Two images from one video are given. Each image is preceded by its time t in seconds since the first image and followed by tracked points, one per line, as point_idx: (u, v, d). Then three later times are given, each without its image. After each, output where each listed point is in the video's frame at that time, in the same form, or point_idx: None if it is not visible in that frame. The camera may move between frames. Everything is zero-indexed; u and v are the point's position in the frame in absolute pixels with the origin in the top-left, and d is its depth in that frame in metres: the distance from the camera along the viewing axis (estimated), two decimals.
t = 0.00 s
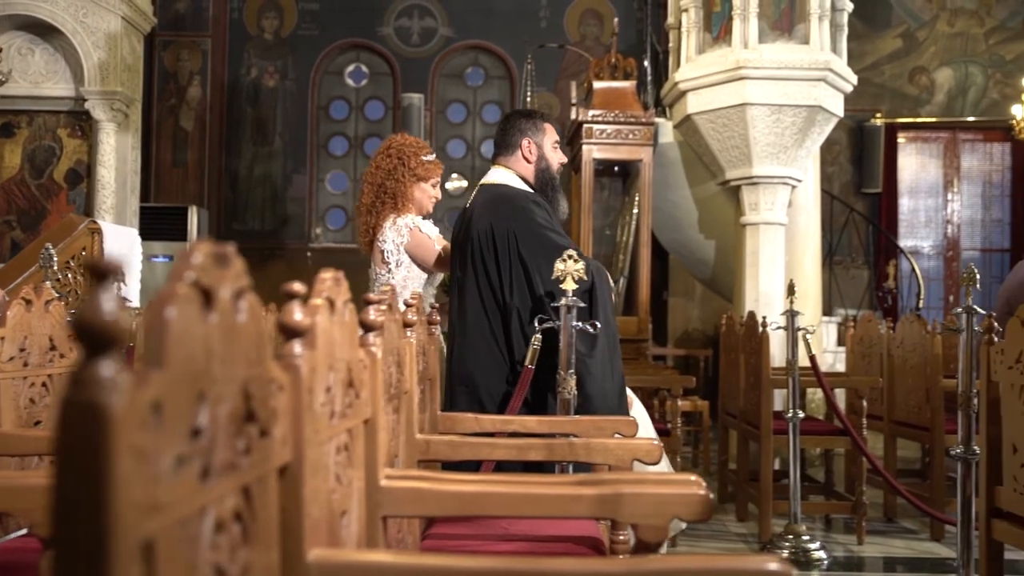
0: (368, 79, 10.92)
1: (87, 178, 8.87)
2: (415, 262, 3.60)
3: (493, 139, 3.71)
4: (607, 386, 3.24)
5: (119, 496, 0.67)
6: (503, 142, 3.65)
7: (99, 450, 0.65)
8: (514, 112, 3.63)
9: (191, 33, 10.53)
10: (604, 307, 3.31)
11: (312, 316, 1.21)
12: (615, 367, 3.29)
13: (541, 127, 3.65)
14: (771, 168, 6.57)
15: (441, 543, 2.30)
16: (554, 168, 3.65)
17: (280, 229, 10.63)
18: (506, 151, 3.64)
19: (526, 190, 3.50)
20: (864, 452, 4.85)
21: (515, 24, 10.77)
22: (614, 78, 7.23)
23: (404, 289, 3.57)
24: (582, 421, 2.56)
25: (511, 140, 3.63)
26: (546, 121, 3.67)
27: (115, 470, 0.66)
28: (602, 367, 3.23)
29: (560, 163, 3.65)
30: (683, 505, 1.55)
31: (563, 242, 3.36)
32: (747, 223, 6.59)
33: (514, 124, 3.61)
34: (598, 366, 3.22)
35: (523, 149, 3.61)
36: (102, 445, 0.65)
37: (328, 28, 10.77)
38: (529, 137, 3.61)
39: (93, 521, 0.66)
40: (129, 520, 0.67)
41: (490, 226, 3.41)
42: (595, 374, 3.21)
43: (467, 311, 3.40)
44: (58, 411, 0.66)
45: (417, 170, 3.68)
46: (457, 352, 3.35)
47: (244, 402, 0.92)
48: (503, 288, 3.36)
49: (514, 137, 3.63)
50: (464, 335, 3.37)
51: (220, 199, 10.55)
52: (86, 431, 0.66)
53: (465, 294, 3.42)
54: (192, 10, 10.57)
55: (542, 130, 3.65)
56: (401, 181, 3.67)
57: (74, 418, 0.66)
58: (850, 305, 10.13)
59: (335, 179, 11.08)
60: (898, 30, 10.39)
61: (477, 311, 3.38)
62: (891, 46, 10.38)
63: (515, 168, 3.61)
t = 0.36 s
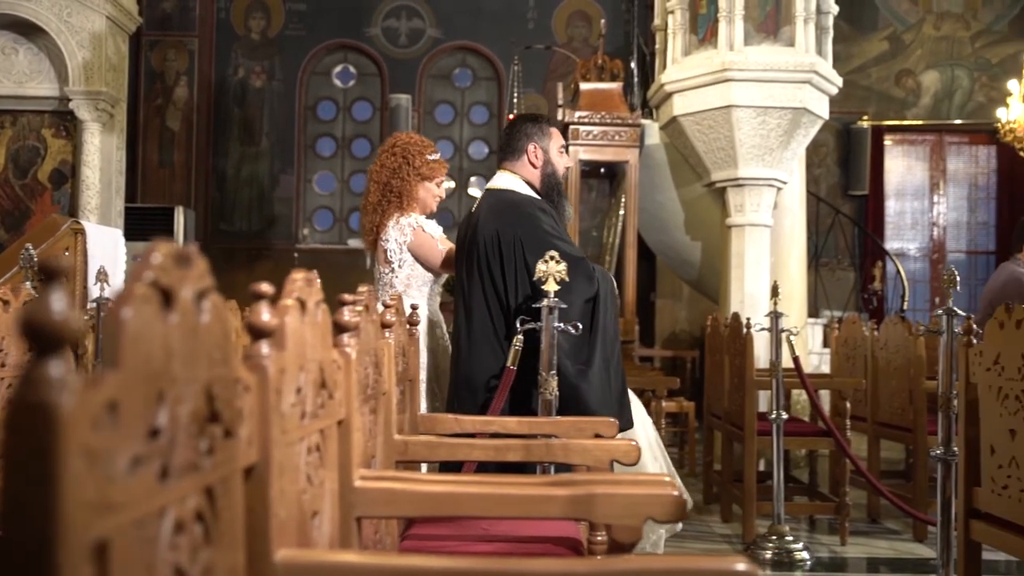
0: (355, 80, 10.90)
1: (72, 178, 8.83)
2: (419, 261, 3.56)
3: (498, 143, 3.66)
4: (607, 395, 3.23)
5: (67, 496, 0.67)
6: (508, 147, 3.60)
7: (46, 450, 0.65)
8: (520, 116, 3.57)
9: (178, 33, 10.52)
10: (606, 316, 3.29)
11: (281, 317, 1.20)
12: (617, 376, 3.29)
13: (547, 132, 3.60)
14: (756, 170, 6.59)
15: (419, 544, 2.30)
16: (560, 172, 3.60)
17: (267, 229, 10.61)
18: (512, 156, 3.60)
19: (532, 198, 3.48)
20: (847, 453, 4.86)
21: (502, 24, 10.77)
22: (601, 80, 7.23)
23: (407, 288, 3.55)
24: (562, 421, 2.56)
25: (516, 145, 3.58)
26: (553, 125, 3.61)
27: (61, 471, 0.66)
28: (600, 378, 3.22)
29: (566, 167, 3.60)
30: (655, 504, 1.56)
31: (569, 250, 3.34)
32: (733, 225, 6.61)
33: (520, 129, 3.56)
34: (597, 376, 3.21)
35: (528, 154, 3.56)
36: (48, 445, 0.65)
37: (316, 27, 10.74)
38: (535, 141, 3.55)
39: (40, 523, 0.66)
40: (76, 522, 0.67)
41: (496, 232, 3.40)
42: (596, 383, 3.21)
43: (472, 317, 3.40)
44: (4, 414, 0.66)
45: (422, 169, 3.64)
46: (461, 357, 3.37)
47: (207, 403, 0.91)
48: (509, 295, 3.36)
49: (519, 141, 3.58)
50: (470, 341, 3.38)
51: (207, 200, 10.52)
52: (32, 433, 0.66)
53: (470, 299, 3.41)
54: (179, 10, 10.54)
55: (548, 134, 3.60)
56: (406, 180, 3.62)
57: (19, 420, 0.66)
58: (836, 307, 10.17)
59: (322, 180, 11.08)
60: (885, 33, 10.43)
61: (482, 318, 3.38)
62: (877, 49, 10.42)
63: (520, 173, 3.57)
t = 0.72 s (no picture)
0: (345, 80, 10.89)
1: (59, 178, 8.78)
2: (425, 259, 3.49)
3: (509, 143, 3.65)
4: (614, 401, 3.24)
5: (22, 494, 0.66)
6: (518, 148, 3.60)
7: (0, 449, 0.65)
8: (530, 117, 3.56)
9: (167, 32, 10.49)
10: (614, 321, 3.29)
11: (252, 316, 1.20)
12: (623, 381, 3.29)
13: (558, 133, 3.59)
14: (744, 171, 6.61)
15: (400, 544, 2.30)
16: (570, 174, 3.60)
17: (256, 230, 10.59)
18: (522, 157, 3.59)
19: (544, 200, 3.49)
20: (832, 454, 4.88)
21: (492, 25, 10.76)
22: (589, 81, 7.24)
23: (412, 286, 3.48)
24: (545, 421, 2.56)
25: (528, 146, 3.58)
26: (564, 125, 3.59)
27: (16, 468, 0.66)
28: (606, 382, 3.22)
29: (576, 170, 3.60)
30: (633, 506, 1.56)
31: (579, 253, 3.35)
32: (721, 226, 6.63)
33: (531, 130, 3.54)
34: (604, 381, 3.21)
35: (540, 155, 3.56)
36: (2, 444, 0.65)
37: (305, 27, 10.72)
38: (546, 143, 3.55)
39: None
40: (31, 520, 0.67)
41: (507, 234, 3.41)
42: (603, 389, 3.21)
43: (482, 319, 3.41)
44: None
45: (425, 167, 3.56)
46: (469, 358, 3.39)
47: (173, 402, 0.91)
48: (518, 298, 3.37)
49: (531, 142, 3.57)
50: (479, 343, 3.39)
51: (195, 200, 10.50)
52: None
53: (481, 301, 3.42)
54: (167, 9, 10.51)
55: (559, 135, 3.58)
56: (410, 178, 3.55)
57: None
58: (825, 308, 10.20)
59: (311, 181, 11.06)
60: (873, 35, 10.45)
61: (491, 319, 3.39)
62: (866, 50, 10.45)
63: (531, 175, 3.57)
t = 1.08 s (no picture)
0: (338, 80, 10.88)
1: (49, 178, 8.73)
2: (430, 257, 3.49)
3: (521, 138, 3.64)
4: (627, 395, 3.22)
5: None
6: (531, 143, 3.59)
7: None
8: (544, 112, 3.55)
9: (159, 32, 10.47)
10: (628, 316, 3.27)
11: (227, 315, 1.20)
12: (636, 376, 3.27)
13: (571, 129, 3.58)
14: (735, 172, 6.62)
15: (383, 543, 2.30)
16: (583, 170, 3.60)
17: (248, 229, 10.57)
18: (535, 153, 3.59)
19: (558, 196, 3.48)
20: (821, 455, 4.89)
21: (484, 25, 10.77)
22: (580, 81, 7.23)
23: (416, 282, 3.48)
24: (531, 421, 2.56)
25: (540, 141, 3.57)
26: (577, 121, 3.58)
27: None
28: (618, 377, 3.21)
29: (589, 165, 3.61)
30: (613, 506, 1.56)
31: (593, 248, 3.34)
32: (711, 227, 6.64)
33: (544, 126, 3.54)
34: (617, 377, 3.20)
35: (552, 151, 3.55)
36: None
37: (297, 27, 10.71)
38: (558, 139, 3.54)
39: None
40: None
41: (522, 231, 3.40)
42: (616, 384, 3.19)
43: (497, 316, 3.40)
44: None
45: (430, 164, 3.54)
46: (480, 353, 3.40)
47: (142, 400, 0.91)
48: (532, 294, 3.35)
49: (544, 138, 3.56)
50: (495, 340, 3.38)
51: (186, 199, 10.48)
52: None
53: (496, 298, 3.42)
54: (159, 9, 10.50)
55: (572, 132, 3.58)
56: (414, 175, 3.53)
57: None
58: (816, 309, 10.21)
59: (304, 180, 11.05)
60: (866, 37, 10.45)
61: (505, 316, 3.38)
62: (858, 52, 10.46)
63: (543, 171, 3.56)
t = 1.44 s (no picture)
0: (329, 76, 10.85)
1: (38, 173, 8.70)
2: (435, 252, 3.48)
3: (528, 132, 3.58)
4: (639, 388, 3.23)
5: None
6: (538, 139, 3.52)
7: None
8: (553, 106, 3.49)
9: (150, 27, 10.47)
10: (640, 310, 3.26)
11: (202, 311, 1.20)
12: (647, 368, 3.28)
13: (580, 123, 3.52)
14: (725, 169, 6.63)
15: (366, 539, 2.31)
16: (592, 165, 3.56)
17: (239, 225, 10.55)
18: (544, 147, 3.52)
19: (566, 190, 3.42)
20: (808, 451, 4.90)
21: (476, 22, 10.75)
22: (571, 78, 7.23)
23: (420, 278, 3.47)
24: (515, 417, 2.56)
25: (549, 136, 3.50)
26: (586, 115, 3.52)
27: None
28: (633, 373, 3.21)
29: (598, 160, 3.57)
30: (592, 502, 1.56)
31: (605, 242, 3.30)
32: (701, 224, 6.65)
33: (554, 121, 3.47)
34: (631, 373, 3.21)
35: (562, 146, 3.49)
36: None
37: (289, 24, 10.69)
38: (568, 134, 3.48)
39: None
40: None
41: (533, 227, 3.34)
42: (629, 378, 3.20)
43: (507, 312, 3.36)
44: None
45: (433, 159, 3.52)
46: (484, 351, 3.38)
47: (111, 396, 0.91)
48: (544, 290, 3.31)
49: (553, 133, 3.49)
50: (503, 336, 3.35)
51: (177, 196, 10.46)
52: None
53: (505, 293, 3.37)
54: (150, 5, 10.49)
55: (581, 126, 3.52)
56: (418, 170, 3.52)
57: None
58: (808, 306, 10.23)
59: (295, 177, 11.00)
60: (858, 35, 10.47)
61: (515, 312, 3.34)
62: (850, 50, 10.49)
63: (552, 165, 3.51)
